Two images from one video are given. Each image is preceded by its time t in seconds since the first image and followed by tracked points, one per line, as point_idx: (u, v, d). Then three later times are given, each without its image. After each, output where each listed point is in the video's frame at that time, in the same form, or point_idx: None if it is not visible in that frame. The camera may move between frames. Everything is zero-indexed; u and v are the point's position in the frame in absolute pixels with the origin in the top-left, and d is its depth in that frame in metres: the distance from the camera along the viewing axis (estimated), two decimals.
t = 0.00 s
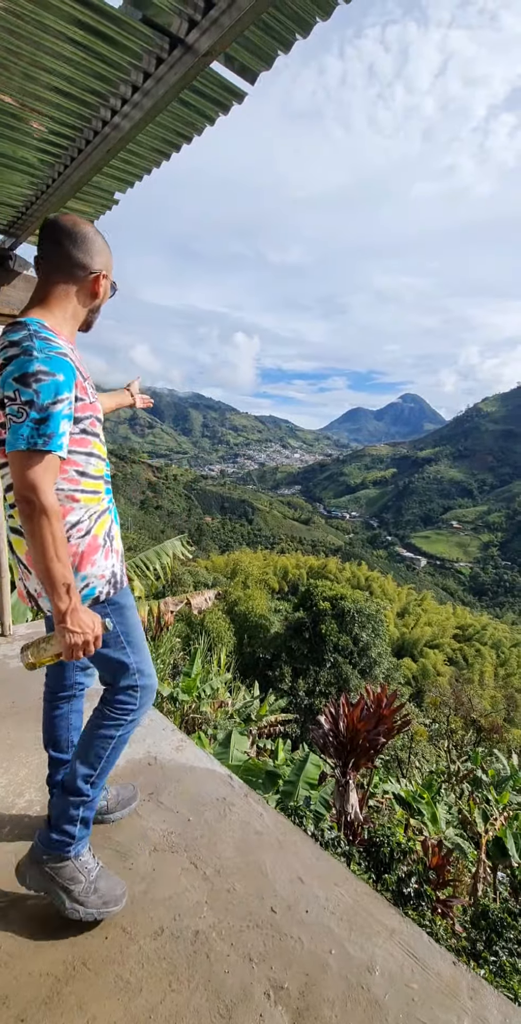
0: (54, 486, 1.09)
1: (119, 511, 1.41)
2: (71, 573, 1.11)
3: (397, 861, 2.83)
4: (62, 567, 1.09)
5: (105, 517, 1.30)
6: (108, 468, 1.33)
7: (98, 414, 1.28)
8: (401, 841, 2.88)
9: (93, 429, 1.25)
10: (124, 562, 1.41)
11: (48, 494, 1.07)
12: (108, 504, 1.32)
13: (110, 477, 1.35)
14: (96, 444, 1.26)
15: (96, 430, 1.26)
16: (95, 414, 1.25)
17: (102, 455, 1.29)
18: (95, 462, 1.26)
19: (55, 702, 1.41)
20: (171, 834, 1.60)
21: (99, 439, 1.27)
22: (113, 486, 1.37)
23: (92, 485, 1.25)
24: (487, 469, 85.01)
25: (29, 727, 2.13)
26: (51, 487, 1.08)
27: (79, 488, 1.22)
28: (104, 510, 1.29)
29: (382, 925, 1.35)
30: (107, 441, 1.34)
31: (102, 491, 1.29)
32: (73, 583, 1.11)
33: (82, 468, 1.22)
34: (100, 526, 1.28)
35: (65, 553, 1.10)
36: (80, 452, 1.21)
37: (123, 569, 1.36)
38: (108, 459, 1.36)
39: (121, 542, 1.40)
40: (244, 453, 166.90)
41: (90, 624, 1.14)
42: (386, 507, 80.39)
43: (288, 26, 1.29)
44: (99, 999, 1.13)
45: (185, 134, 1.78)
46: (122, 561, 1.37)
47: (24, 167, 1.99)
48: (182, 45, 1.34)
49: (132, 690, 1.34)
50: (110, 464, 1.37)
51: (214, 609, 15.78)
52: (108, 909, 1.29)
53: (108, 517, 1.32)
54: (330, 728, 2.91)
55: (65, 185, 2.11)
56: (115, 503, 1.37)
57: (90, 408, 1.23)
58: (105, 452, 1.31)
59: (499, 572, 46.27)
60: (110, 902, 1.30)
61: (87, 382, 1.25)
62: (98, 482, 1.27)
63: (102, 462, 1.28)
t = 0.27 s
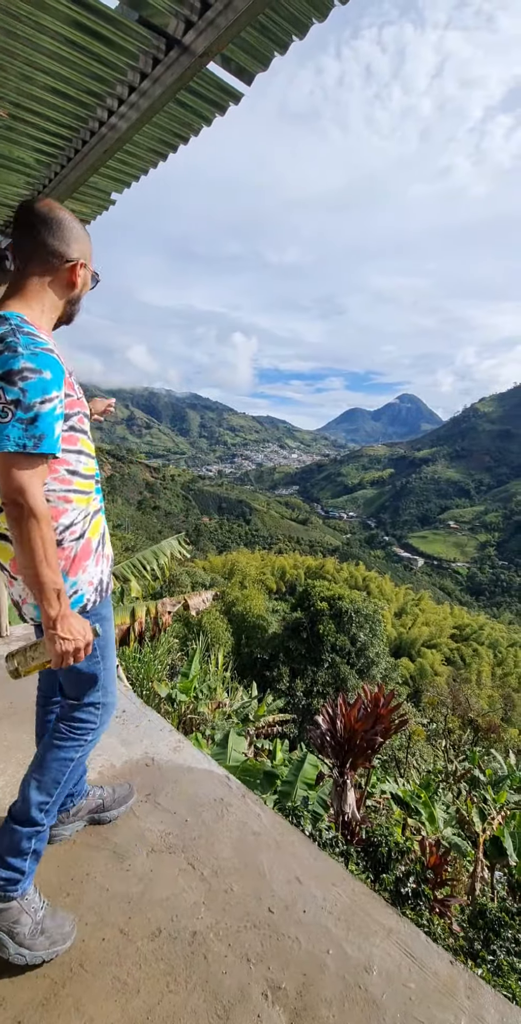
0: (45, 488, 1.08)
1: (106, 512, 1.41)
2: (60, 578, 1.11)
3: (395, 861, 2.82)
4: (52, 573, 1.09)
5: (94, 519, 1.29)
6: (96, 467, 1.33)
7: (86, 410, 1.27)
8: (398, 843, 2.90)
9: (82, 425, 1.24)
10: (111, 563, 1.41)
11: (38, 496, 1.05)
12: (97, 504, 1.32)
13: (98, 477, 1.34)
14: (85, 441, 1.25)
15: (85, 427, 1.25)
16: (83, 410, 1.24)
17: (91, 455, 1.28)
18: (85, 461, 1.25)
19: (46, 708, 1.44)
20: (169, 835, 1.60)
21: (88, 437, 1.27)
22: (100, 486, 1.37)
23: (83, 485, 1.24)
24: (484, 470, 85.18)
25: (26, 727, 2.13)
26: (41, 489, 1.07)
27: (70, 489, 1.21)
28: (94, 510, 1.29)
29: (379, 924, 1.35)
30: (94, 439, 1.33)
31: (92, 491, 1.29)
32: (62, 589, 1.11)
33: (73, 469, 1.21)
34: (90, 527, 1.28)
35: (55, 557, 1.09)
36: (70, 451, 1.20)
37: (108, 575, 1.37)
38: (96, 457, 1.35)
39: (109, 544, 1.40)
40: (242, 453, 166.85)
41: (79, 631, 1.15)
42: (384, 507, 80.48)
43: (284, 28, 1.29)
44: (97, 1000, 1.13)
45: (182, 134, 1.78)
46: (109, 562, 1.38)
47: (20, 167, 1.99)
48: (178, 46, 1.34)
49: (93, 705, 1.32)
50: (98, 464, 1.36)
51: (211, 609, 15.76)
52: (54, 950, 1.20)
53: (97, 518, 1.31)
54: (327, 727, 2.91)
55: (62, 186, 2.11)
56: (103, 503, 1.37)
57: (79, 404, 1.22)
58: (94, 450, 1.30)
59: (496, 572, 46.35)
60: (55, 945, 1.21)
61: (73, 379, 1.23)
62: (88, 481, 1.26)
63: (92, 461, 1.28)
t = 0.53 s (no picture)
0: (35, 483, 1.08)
1: (88, 526, 1.40)
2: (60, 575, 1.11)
3: (394, 862, 2.82)
4: (52, 570, 1.08)
5: (69, 526, 1.29)
6: (77, 475, 1.33)
7: (63, 410, 1.27)
8: (398, 843, 2.90)
9: (58, 423, 1.24)
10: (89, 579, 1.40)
11: (30, 490, 1.05)
12: (75, 512, 1.32)
13: (79, 484, 1.34)
14: (63, 441, 1.25)
15: (61, 427, 1.25)
16: (58, 406, 1.23)
17: (71, 461, 1.29)
18: (61, 462, 1.25)
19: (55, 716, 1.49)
20: (167, 836, 1.60)
21: (66, 438, 1.27)
22: (82, 496, 1.37)
23: (59, 486, 1.25)
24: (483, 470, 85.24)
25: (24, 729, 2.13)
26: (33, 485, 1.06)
27: (45, 489, 1.21)
28: (69, 516, 1.29)
29: (378, 926, 1.35)
30: (76, 444, 1.34)
31: (69, 495, 1.29)
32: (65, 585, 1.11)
33: (48, 468, 1.21)
34: (64, 533, 1.26)
35: (53, 555, 1.09)
36: (44, 448, 1.20)
37: (80, 593, 1.34)
38: (79, 464, 1.36)
39: (87, 557, 1.38)
40: (241, 454, 166.81)
41: (87, 628, 1.15)
42: (383, 508, 80.61)
43: (283, 31, 1.29)
44: (95, 1001, 1.13)
45: (181, 136, 1.79)
46: (86, 576, 1.37)
47: (19, 168, 1.99)
48: (177, 48, 1.34)
49: (11, 735, 1.19)
50: (81, 472, 1.37)
51: (211, 610, 15.75)
52: (46, 957, 1.19)
53: (74, 527, 1.31)
54: (327, 727, 2.92)
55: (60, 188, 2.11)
56: (83, 514, 1.36)
57: (53, 401, 1.22)
58: (73, 455, 1.31)
59: (496, 572, 46.39)
60: (46, 954, 1.19)
61: (52, 378, 1.24)
62: (64, 484, 1.27)
63: (70, 464, 1.29)
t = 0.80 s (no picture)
0: None
1: (48, 543, 1.22)
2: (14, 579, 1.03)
3: (395, 862, 2.82)
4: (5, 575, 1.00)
5: (15, 541, 1.11)
6: (34, 483, 1.16)
7: (16, 406, 1.11)
8: (398, 844, 2.90)
9: (6, 423, 1.08)
10: (45, 603, 1.21)
11: None
12: (24, 526, 1.14)
13: (37, 496, 1.17)
14: (13, 443, 1.09)
15: (14, 427, 1.10)
16: (5, 404, 1.08)
17: (24, 465, 1.12)
18: (7, 466, 1.08)
19: (54, 731, 1.43)
20: (167, 837, 1.60)
21: (21, 438, 1.12)
22: (42, 510, 1.19)
23: (5, 491, 1.08)
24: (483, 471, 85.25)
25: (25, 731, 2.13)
26: None
27: None
28: (14, 529, 1.11)
29: (378, 926, 1.35)
30: (38, 446, 1.17)
31: (17, 505, 1.11)
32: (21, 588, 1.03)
33: None
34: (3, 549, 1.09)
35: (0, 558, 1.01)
36: None
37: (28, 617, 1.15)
38: (41, 470, 1.19)
39: (43, 577, 1.20)
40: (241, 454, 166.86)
41: (54, 630, 1.08)
42: (382, 508, 80.62)
43: (282, 33, 1.29)
44: (95, 1002, 1.13)
45: (181, 137, 1.79)
46: (37, 600, 1.18)
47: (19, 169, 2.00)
48: (176, 49, 1.34)
49: None
50: (43, 481, 1.20)
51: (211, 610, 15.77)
52: (45, 957, 1.19)
53: (22, 542, 1.13)
54: (327, 727, 2.92)
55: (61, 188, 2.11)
56: (38, 530, 1.18)
57: None
58: (28, 459, 1.14)
59: (496, 572, 46.42)
60: (45, 953, 1.19)
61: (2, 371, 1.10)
62: (10, 493, 1.09)
63: (20, 470, 1.11)
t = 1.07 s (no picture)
0: None
1: (32, 556, 1.17)
2: None
3: (403, 870, 2.80)
4: None
5: None
6: (17, 492, 1.12)
7: None
8: (406, 850, 2.87)
9: None
10: (25, 617, 1.16)
11: None
12: (5, 536, 1.10)
13: (20, 506, 1.13)
14: None
15: None
16: None
17: (6, 475, 1.09)
18: None
19: (42, 745, 1.39)
20: (173, 843, 1.59)
21: None
22: (27, 521, 1.15)
23: None
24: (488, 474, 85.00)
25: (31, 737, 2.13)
26: None
27: None
28: None
29: (386, 934, 1.34)
30: (25, 454, 1.14)
31: None
32: None
33: None
34: None
35: None
36: None
37: (4, 634, 1.10)
38: (30, 480, 1.15)
39: (23, 592, 1.15)
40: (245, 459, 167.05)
41: None
42: (387, 512, 80.40)
43: (284, 42, 1.30)
44: (101, 1011, 1.12)
45: (184, 146, 1.80)
46: (15, 614, 1.13)
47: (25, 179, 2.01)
48: (179, 60, 1.35)
49: None
50: (29, 491, 1.16)
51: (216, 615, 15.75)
52: (51, 965, 1.19)
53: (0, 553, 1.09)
54: (334, 732, 2.90)
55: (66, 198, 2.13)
56: (21, 542, 1.14)
57: None
58: (11, 468, 1.10)
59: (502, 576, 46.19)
60: (50, 961, 1.19)
61: None
62: None
63: (1, 480, 1.08)
